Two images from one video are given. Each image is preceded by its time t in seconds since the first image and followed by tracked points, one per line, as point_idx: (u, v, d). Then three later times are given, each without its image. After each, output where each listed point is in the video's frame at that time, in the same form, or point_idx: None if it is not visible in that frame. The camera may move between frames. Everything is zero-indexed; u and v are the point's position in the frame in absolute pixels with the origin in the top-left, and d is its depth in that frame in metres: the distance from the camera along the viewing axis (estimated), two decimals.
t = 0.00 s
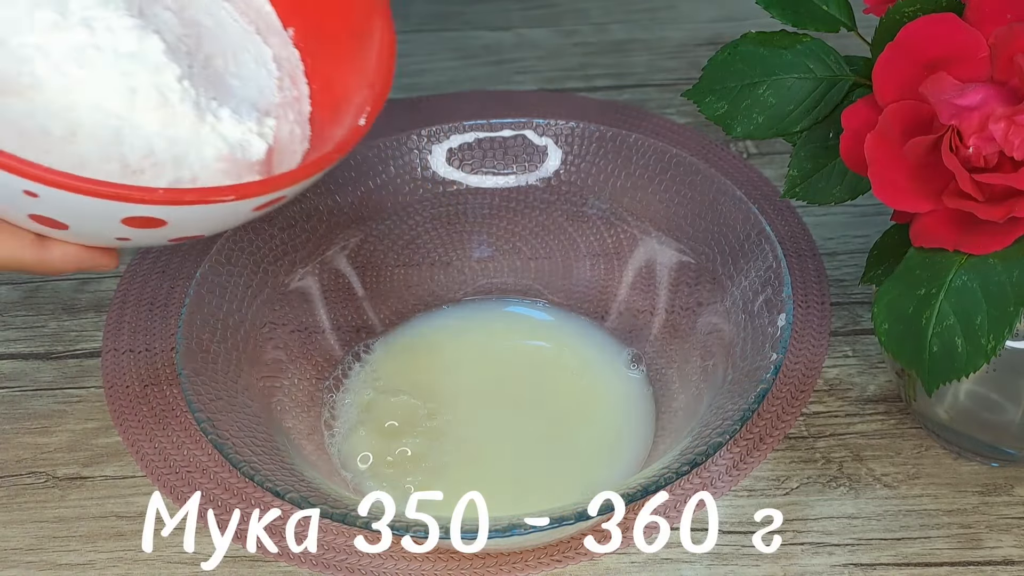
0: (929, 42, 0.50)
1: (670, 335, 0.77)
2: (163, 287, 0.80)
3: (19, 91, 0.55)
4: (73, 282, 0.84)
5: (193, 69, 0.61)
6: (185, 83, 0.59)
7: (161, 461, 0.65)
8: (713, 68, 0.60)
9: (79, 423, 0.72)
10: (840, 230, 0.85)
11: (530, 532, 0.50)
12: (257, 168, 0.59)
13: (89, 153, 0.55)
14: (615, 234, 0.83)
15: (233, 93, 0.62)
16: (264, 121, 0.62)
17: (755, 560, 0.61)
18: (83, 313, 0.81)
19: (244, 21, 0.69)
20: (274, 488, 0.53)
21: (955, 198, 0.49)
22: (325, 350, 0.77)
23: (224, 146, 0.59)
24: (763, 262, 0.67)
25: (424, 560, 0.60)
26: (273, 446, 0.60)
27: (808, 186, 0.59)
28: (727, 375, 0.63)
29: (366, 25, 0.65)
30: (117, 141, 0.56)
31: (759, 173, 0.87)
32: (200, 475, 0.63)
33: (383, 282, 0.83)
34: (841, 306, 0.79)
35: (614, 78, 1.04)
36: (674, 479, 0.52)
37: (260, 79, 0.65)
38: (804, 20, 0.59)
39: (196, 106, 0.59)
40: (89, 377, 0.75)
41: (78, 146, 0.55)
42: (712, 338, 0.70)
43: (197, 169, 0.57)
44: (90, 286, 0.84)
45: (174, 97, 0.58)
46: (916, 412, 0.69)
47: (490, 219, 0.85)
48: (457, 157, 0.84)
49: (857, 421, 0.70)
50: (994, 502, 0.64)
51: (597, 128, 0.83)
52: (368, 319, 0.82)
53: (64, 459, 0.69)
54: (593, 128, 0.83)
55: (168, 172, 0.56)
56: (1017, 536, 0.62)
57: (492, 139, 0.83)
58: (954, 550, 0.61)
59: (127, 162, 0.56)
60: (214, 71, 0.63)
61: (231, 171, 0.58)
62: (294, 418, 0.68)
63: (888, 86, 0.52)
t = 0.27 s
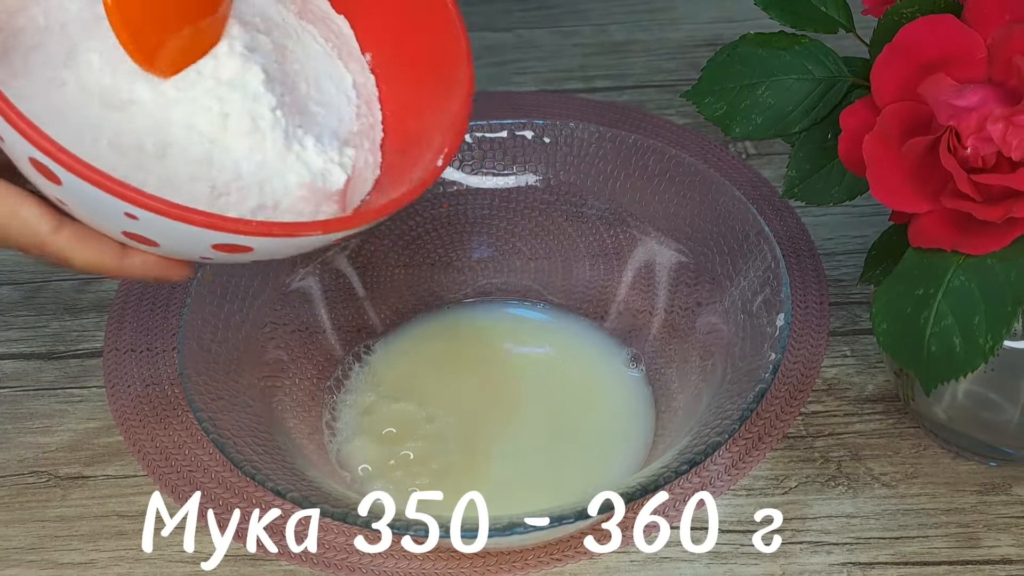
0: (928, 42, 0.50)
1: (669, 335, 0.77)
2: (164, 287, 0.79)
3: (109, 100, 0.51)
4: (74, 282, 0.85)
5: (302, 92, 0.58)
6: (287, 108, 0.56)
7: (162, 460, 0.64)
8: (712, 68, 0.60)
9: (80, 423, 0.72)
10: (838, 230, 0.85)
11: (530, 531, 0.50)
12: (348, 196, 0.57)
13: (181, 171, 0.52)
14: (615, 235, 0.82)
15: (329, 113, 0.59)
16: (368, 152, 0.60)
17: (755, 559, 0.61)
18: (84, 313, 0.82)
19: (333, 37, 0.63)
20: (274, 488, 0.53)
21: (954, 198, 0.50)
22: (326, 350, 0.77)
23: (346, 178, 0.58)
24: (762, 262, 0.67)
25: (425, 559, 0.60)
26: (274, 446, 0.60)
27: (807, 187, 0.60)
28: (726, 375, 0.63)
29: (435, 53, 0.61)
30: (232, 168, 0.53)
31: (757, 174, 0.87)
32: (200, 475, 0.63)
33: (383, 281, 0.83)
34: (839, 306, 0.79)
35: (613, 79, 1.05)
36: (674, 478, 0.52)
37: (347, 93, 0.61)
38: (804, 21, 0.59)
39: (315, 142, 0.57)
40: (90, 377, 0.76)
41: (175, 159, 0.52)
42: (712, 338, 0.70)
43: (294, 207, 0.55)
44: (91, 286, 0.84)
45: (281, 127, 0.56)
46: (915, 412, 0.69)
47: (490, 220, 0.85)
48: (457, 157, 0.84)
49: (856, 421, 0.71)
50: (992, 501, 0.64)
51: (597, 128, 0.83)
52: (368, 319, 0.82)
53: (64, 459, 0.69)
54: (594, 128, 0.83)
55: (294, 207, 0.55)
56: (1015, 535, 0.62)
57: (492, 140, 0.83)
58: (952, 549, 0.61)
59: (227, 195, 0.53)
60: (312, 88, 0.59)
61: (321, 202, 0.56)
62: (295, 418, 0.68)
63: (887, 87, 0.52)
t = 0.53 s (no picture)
0: (928, 43, 0.50)
1: (669, 335, 0.77)
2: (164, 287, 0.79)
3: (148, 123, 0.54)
4: (74, 282, 0.85)
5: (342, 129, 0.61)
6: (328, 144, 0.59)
7: (162, 459, 0.64)
8: (712, 68, 0.60)
9: (80, 423, 0.72)
10: (838, 230, 0.85)
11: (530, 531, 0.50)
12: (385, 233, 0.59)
13: (217, 194, 0.54)
14: (614, 235, 0.83)
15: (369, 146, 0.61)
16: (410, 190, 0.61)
17: (755, 559, 0.61)
18: (84, 313, 0.82)
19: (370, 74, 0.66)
20: (274, 488, 0.53)
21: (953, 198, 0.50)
22: (326, 350, 0.77)
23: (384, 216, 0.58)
24: (762, 262, 0.67)
25: (425, 559, 0.60)
26: (274, 446, 0.60)
27: (807, 187, 0.60)
28: (726, 374, 0.63)
29: (464, 92, 0.65)
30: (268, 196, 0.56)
31: (757, 173, 0.87)
32: (200, 474, 0.63)
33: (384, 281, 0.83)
34: (839, 306, 0.79)
35: (613, 79, 1.05)
36: (674, 478, 0.52)
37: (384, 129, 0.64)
38: (804, 21, 0.59)
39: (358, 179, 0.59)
40: (90, 377, 0.76)
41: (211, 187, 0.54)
42: (712, 338, 0.70)
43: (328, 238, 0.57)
44: (91, 286, 0.84)
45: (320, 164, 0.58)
46: (915, 412, 0.69)
47: (490, 219, 0.85)
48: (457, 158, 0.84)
49: (855, 421, 0.71)
50: (991, 501, 0.64)
51: (597, 129, 0.83)
52: (368, 319, 0.82)
53: (64, 459, 0.69)
54: (594, 128, 0.83)
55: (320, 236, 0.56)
56: (1015, 535, 0.62)
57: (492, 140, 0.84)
58: (952, 549, 0.61)
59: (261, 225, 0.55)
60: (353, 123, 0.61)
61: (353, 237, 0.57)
62: (295, 417, 0.68)
63: (887, 87, 0.52)
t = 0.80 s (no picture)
0: (928, 43, 0.50)
1: (669, 335, 0.77)
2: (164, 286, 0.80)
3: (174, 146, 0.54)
4: (74, 282, 0.85)
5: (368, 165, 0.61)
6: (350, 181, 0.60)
7: (162, 459, 0.64)
8: (713, 68, 0.60)
9: (80, 423, 0.72)
10: (838, 230, 0.85)
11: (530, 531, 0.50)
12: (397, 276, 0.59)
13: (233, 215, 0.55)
14: (614, 235, 0.83)
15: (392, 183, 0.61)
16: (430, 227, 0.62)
17: (755, 559, 0.61)
18: (84, 312, 0.82)
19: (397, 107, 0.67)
20: (274, 488, 0.53)
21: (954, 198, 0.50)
22: (326, 350, 0.76)
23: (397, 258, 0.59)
24: (763, 262, 0.67)
25: (425, 559, 0.60)
26: (274, 446, 0.60)
27: (808, 187, 0.59)
28: (727, 374, 0.63)
29: (474, 125, 0.68)
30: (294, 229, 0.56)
31: (757, 173, 0.87)
32: (200, 474, 0.63)
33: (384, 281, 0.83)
34: (839, 306, 0.79)
35: (613, 79, 1.05)
36: (674, 478, 0.52)
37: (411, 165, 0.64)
38: (805, 20, 0.59)
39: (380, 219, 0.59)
40: (90, 377, 0.76)
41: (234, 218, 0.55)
42: (712, 338, 0.70)
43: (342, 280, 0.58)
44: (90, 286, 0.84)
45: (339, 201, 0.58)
46: (915, 412, 0.69)
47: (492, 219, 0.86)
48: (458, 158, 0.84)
49: (856, 421, 0.71)
50: (992, 501, 0.64)
51: (597, 129, 0.83)
52: (368, 319, 0.81)
53: (64, 459, 0.69)
54: (594, 128, 0.83)
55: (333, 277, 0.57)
56: (1015, 535, 0.62)
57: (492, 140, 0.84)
58: (952, 549, 0.61)
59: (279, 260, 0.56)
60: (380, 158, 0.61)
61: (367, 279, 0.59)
62: (295, 418, 0.68)
63: (888, 86, 0.52)
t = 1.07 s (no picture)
0: (929, 42, 0.50)
1: (670, 335, 0.76)
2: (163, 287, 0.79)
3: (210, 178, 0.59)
4: (73, 283, 0.84)
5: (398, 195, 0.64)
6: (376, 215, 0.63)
7: (160, 460, 0.64)
8: (713, 68, 0.59)
9: (79, 424, 0.72)
10: (840, 230, 0.85)
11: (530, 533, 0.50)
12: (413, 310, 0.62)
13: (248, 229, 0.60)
14: (615, 235, 0.82)
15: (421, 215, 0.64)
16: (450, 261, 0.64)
17: (756, 560, 0.61)
18: (83, 313, 0.81)
19: (437, 130, 0.69)
20: (273, 489, 0.53)
21: (955, 198, 0.49)
22: (325, 350, 0.76)
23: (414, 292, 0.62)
24: (763, 262, 0.67)
25: (424, 560, 0.60)
26: (273, 446, 0.60)
27: (809, 186, 0.59)
28: (727, 375, 0.63)
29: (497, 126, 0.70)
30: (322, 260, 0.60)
31: (759, 173, 0.87)
32: (200, 475, 0.63)
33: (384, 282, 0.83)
34: (841, 306, 0.79)
35: (614, 78, 1.04)
36: (674, 479, 0.51)
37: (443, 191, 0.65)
38: (805, 19, 0.59)
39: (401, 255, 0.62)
40: (89, 377, 0.75)
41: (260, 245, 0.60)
42: (713, 338, 0.70)
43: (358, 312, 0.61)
44: (90, 286, 0.84)
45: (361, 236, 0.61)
46: (918, 413, 0.68)
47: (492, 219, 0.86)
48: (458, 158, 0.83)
49: (857, 421, 0.70)
50: (994, 502, 0.64)
51: (597, 128, 0.83)
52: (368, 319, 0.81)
53: (63, 460, 0.69)
54: (595, 128, 0.83)
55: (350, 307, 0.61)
56: (1018, 537, 0.62)
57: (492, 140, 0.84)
58: (954, 551, 0.61)
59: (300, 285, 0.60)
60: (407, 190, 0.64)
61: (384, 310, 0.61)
62: (294, 418, 0.68)
63: (889, 86, 0.51)
